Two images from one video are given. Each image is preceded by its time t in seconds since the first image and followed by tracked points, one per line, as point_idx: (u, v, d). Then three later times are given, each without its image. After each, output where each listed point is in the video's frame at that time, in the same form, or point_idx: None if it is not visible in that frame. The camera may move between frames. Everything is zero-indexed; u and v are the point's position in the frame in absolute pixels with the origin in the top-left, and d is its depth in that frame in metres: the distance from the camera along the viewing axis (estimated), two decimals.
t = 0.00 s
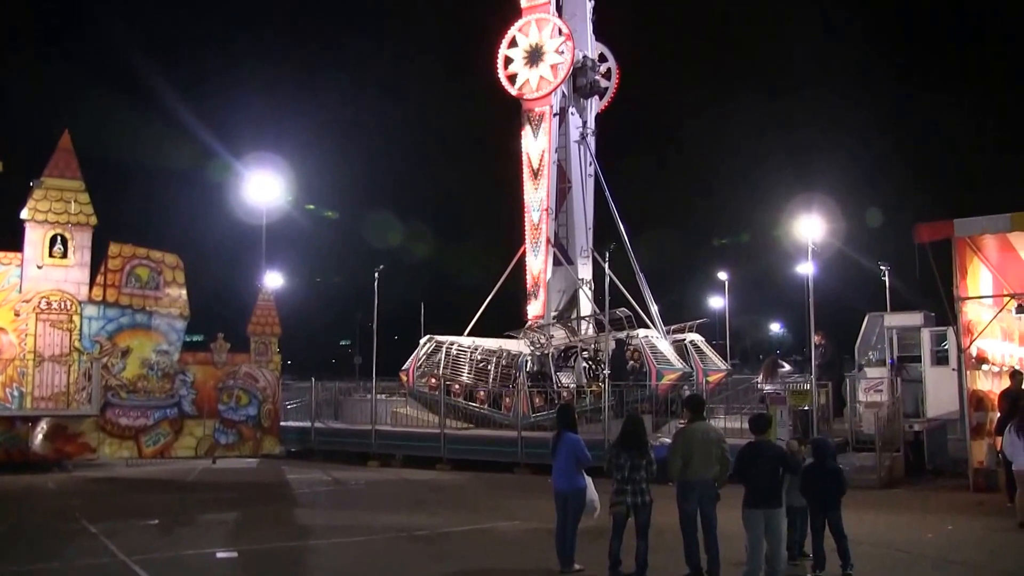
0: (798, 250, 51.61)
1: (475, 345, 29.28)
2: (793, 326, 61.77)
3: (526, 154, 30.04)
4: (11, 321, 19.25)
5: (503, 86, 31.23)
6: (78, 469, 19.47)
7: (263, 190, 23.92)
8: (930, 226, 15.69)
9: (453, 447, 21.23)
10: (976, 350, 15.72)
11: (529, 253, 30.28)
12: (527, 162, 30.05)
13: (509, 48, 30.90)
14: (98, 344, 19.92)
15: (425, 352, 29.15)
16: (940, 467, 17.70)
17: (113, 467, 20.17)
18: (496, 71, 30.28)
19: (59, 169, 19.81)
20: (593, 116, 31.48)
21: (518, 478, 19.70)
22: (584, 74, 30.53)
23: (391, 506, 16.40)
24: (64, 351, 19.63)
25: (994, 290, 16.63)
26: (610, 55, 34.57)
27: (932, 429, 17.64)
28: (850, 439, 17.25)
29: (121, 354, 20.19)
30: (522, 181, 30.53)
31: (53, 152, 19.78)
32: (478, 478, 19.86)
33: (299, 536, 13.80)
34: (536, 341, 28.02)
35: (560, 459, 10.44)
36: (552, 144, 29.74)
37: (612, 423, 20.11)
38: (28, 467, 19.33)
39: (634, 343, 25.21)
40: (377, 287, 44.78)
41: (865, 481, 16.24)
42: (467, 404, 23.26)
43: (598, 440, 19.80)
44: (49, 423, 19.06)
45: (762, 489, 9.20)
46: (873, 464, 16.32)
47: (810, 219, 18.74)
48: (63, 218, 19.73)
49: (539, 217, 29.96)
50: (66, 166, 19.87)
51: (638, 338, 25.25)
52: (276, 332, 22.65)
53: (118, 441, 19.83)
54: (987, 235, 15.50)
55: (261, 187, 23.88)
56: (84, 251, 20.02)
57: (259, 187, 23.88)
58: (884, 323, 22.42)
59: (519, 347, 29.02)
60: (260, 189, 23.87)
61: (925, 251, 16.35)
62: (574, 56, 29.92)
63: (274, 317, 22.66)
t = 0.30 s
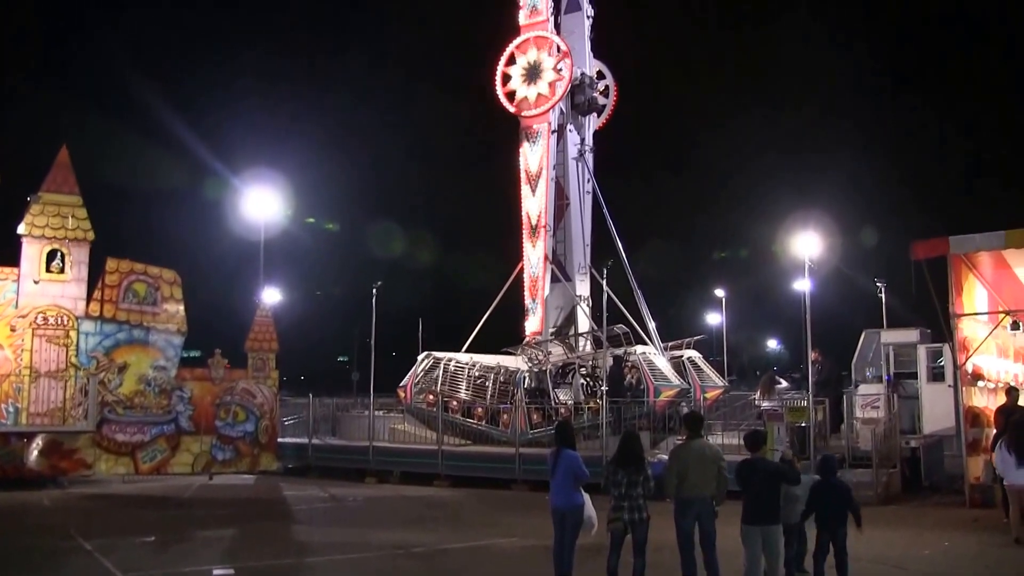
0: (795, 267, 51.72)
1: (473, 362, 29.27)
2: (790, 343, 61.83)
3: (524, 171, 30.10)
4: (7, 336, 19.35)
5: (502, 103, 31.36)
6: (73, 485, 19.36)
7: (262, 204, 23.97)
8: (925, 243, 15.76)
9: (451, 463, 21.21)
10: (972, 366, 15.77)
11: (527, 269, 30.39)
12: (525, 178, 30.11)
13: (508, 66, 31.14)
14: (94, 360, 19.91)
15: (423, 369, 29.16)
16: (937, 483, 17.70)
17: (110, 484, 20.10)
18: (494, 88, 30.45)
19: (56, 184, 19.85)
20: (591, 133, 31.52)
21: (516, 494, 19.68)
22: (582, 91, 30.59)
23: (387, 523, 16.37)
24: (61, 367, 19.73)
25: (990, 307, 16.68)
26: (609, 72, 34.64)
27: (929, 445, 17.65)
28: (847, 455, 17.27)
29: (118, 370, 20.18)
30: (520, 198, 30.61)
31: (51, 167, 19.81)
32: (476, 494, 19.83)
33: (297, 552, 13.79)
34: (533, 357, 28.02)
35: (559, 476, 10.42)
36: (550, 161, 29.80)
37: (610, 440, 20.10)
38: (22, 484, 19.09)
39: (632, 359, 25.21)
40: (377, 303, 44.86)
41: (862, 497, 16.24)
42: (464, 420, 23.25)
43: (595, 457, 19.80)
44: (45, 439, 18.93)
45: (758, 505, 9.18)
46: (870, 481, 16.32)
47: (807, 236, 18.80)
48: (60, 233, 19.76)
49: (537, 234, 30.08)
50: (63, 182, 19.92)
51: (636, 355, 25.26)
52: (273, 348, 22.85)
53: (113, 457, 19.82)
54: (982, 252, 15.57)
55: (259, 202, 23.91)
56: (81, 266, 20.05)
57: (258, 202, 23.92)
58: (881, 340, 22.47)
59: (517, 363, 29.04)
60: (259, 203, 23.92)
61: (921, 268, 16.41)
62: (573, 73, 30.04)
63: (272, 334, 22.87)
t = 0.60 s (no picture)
0: (790, 283, 51.83)
1: (471, 378, 29.26)
2: (787, 360, 61.87)
3: (522, 188, 30.25)
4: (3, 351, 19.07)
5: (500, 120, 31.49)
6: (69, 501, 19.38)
7: (259, 220, 24.02)
8: (920, 260, 15.80)
9: (449, 480, 21.18)
10: (968, 382, 15.82)
11: (524, 285, 30.46)
12: (523, 195, 30.25)
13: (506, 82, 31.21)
14: (91, 375, 19.92)
15: (421, 385, 29.14)
16: (934, 499, 17.69)
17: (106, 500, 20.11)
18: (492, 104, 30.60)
19: (54, 200, 19.89)
20: (589, 150, 31.64)
21: (514, 511, 19.65)
22: (581, 108, 30.34)
23: (385, 539, 16.33)
24: (57, 382, 19.48)
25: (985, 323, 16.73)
26: (606, 89, 34.77)
27: (926, 461, 17.66)
28: (845, 472, 17.28)
29: (115, 386, 20.18)
30: (518, 214, 30.74)
31: (49, 183, 19.87)
32: (474, 510, 19.81)
33: (293, 569, 13.74)
34: (531, 373, 28.02)
35: (556, 493, 10.41)
36: (548, 178, 29.95)
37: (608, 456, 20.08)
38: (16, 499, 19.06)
39: (629, 376, 25.23)
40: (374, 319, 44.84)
41: (859, 513, 16.24)
42: (462, 437, 23.25)
43: (593, 473, 19.78)
44: (41, 455, 18.92)
45: (754, 524, 9.18)
46: (867, 496, 16.32)
47: (803, 252, 18.86)
48: (58, 248, 19.74)
49: (535, 250, 30.18)
50: (61, 198, 19.96)
51: (633, 371, 25.29)
52: (271, 365, 22.83)
53: (110, 473, 19.89)
54: (977, 268, 15.63)
55: (257, 216, 23.95)
56: (78, 282, 20.04)
57: (256, 217, 23.96)
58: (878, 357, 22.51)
59: (515, 380, 29.04)
60: (258, 218, 23.97)
61: (916, 284, 16.47)
62: (570, 90, 30.19)
63: (270, 351, 22.89)
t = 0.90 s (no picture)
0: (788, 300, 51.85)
1: (469, 395, 29.18)
2: (784, 376, 61.89)
3: (520, 205, 30.38)
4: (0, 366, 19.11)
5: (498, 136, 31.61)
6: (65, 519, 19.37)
7: (257, 235, 24.04)
8: (918, 277, 15.86)
9: (447, 496, 21.12)
10: (965, 399, 15.83)
11: (522, 302, 30.47)
12: (521, 212, 30.39)
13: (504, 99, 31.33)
14: (88, 392, 19.89)
15: (419, 402, 29.08)
16: (932, 516, 17.64)
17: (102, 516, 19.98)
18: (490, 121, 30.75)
19: (53, 215, 19.90)
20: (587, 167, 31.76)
21: (512, 528, 19.59)
22: (578, 125, 30.65)
23: (382, 556, 16.27)
24: (53, 399, 19.58)
25: (982, 340, 16.76)
26: (603, 107, 34.91)
27: (924, 478, 17.62)
28: (843, 488, 17.24)
29: (112, 402, 20.16)
30: (517, 231, 30.84)
31: (48, 199, 19.90)
32: (472, 528, 19.74)
33: None
34: (530, 391, 27.98)
35: (554, 510, 10.39)
36: (546, 195, 30.09)
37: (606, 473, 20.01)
38: (12, 516, 19.12)
39: (628, 393, 25.19)
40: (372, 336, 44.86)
41: (857, 529, 16.19)
42: (460, 453, 23.19)
43: (591, 489, 19.74)
44: (36, 471, 18.97)
45: (755, 541, 9.08)
46: (865, 513, 16.28)
47: (801, 269, 18.90)
48: (56, 264, 19.73)
49: (533, 267, 30.23)
50: (60, 213, 19.97)
51: (632, 388, 25.25)
52: (269, 381, 22.76)
53: (106, 489, 19.77)
54: (974, 285, 15.67)
55: (254, 232, 23.96)
56: (76, 297, 20.05)
57: (254, 232, 23.98)
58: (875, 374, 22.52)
59: (513, 396, 28.99)
60: (256, 233, 23.99)
61: (914, 302, 16.50)
62: (568, 107, 30.37)
63: (268, 367, 22.82)
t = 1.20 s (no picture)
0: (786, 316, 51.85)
1: (467, 412, 28.99)
2: (783, 393, 61.79)
3: (519, 222, 30.51)
4: None
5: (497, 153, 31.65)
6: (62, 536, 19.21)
7: (254, 251, 24.05)
8: (916, 293, 15.90)
9: (445, 513, 21.06)
10: (964, 415, 15.83)
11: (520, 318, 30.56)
12: (519, 230, 30.54)
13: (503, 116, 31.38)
14: (85, 408, 19.83)
15: (417, 419, 29.00)
16: (931, 533, 17.59)
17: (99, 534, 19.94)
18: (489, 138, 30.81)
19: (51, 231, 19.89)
20: (585, 184, 31.85)
21: (510, 545, 19.52)
22: (576, 142, 30.81)
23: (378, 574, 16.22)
24: (50, 415, 19.53)
25: (980, 356, 16.78)
26: (601, 124, 35.05)
27: (922, 495, 17.58)
28: (842, 505, 17.20)
29: (109, 418, 20.08)
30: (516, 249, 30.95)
31: (46, 214, 19.88)
32: (470, 545, 19.66)
33: None
34: (528, 407, 27.91)
35: (552, 527, 10.38)
36: (545, 212, 30.21)
37: (604, 490, 19.94)
38: (8, 533, 19.01)
39: (626, 409, 25.12)
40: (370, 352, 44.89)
41: (856, 546, 16.15)
42: (457, 470, 23.12)
43: (589, 506, 19.67)
44: (32, 488, 18.89)
45: (754, 559, 9.05)
46: (864, 530, 16.24)
47: (799, 286, 18.94)
48: (54, 279, 19.74)
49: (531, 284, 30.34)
50: (58, 228, 19.96)
51: (630, 405, 25.19)
52: (267, 398, 22.77)
53: (103, 505, 19.62)
54: (971, 302, 15.71)
55: (252, 248, 23.97)
56: (74, 313, 20.08)
57: (252, 249, 24.00)
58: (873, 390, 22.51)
59: (511, 413, 28.94)
60: (253, 249, 23.99)
61: (911, 319, 16.52)
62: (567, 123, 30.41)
63: (265, 384, 22.84)
